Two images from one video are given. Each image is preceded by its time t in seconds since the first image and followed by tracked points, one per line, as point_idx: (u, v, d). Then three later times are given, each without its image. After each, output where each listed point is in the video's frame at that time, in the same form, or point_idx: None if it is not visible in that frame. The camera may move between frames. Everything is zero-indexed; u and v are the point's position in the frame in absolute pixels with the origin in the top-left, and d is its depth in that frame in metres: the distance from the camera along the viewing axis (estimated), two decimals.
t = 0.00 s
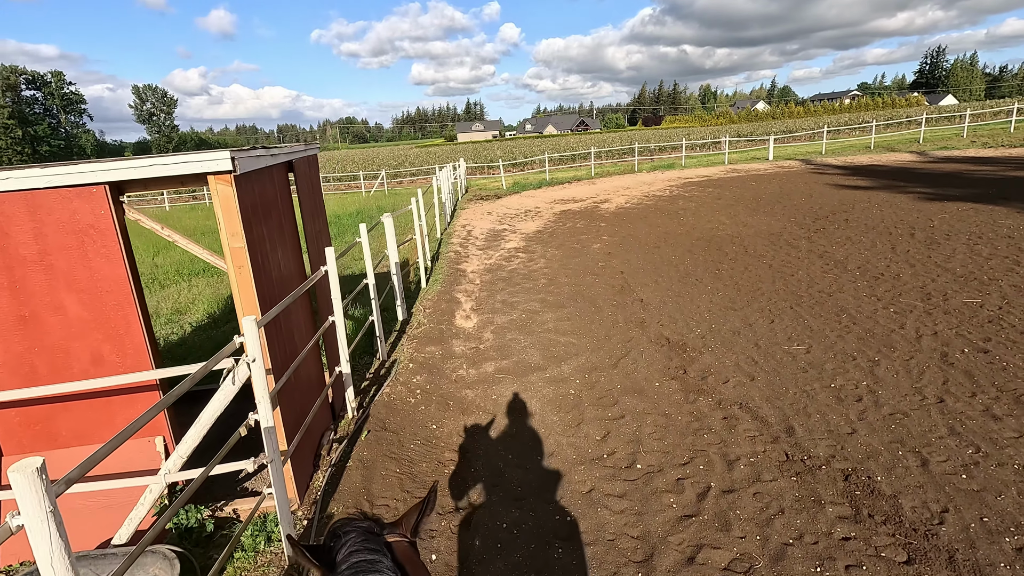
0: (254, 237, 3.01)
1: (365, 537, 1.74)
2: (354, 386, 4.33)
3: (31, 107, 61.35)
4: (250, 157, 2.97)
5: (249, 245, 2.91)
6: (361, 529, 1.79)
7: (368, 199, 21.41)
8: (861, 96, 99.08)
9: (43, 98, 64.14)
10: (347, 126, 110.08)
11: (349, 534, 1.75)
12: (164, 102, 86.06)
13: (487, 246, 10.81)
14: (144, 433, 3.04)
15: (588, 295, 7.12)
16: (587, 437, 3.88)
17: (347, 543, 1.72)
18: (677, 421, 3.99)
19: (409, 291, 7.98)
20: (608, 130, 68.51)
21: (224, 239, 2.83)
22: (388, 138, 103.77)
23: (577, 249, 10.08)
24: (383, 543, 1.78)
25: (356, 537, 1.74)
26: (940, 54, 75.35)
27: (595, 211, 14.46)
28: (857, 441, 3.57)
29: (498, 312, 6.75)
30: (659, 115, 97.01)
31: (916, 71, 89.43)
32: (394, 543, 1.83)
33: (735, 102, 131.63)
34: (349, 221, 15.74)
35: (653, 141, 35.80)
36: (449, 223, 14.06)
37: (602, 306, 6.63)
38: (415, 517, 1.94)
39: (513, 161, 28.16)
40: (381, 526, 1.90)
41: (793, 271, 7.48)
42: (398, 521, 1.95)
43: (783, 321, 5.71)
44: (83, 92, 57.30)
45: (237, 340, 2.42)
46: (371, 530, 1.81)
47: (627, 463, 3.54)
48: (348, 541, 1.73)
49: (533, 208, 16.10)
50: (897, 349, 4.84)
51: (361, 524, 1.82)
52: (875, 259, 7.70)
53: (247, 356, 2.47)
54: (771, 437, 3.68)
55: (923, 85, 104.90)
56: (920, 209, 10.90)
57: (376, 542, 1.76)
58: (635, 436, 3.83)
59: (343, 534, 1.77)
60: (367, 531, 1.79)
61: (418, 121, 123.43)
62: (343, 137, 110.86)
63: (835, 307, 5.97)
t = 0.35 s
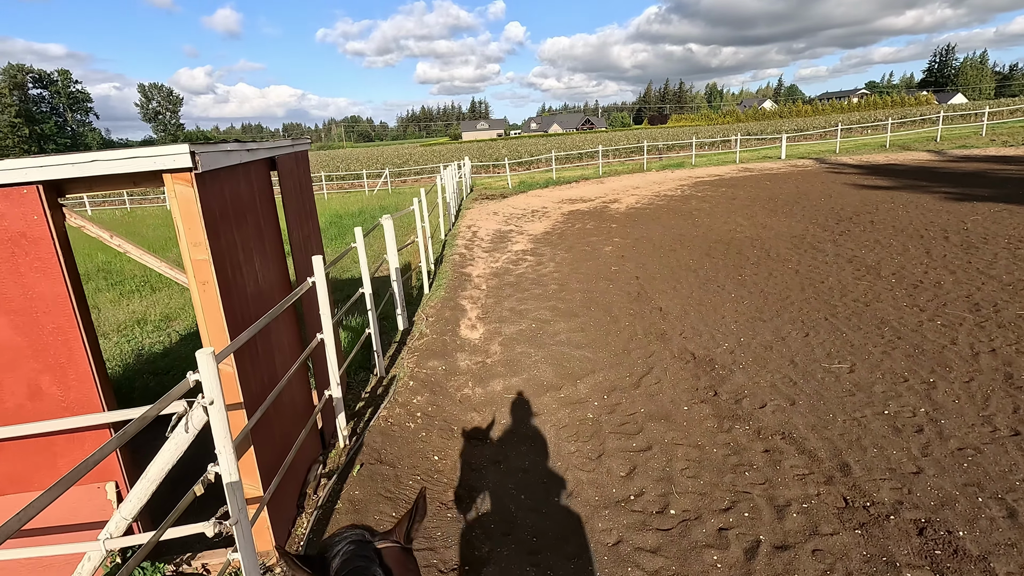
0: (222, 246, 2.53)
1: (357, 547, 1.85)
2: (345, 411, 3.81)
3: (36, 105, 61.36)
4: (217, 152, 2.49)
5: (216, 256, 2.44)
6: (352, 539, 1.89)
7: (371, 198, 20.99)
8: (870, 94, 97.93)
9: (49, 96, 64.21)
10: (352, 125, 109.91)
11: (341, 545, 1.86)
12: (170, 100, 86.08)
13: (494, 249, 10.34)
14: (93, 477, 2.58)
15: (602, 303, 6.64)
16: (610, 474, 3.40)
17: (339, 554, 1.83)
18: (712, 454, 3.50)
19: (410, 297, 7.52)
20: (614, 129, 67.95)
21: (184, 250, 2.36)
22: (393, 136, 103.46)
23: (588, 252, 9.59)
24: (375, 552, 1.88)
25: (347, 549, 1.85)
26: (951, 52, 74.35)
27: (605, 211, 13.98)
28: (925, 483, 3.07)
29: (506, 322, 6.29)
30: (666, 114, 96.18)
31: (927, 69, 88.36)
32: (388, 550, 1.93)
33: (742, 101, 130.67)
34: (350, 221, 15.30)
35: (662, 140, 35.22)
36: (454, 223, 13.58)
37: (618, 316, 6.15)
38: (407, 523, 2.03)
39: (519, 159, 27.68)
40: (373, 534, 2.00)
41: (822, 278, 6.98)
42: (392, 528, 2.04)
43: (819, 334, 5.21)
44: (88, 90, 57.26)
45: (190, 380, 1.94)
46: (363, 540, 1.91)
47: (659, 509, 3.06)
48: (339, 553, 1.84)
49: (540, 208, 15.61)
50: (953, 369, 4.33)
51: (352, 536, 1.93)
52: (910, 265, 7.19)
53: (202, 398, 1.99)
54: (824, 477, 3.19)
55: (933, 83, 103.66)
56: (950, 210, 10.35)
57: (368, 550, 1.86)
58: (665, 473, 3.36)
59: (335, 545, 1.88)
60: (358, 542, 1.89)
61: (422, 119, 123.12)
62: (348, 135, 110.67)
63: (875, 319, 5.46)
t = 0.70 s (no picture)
0: (182, 265, 2.09)
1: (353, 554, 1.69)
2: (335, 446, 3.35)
3: (41, 103, 61.34)
4: (175, 153, 2.06)
5: (172, 279, 2.01)
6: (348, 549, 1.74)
7: (374, 199, 20.58)
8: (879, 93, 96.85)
9: (54, 94, 64.22)
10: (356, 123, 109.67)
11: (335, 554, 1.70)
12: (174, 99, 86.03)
13: (501, 253, 9.88)
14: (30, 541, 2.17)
15: (618, 314, 6.19)
16: (638, 522, 2.96)
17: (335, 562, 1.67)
18: (755, 499, 3.05)
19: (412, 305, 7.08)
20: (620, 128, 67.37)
21: (132, 273, 1.93)
22: (398, 135, 103.22)
23: (599, 256, 9.14)
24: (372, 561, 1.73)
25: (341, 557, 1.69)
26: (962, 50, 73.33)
27: (614, 213, 13.53)
28: (1014, 542, 2.61)
29: (515, 334, 5.85)
30: (672, 113, 95.40)
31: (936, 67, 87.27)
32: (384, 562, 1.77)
33: (748, 99, 129.67)
34: (352, 222, 14.88)
35: (669, 139, 34.67)
36: (458, 225, 13.14)
37: (636, 330, 5.69)
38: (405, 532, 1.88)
39: (524, 159, 27.21)
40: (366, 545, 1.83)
41: (854, 286, 6.51)
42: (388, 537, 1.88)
43: (859, 352, 4.75)
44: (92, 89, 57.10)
45: (122, 446, 1.50)
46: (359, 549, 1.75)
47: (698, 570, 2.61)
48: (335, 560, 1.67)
49: (547, 209, 15.15)
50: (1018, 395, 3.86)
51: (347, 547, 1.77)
52: (947, 273, 6.70)
53: (139, 468, 1.55)
54: (889, 532, 2.73)
55: (943, 82, 102.47)
56: (981, 212, 9.83)
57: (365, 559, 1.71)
58: (702, 522, 2.91)
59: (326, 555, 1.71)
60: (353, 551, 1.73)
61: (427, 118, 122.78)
62: (352, 134, 110.40)
63: (919, 335, 5.00)
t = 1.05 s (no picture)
0: (123, 299, 1.67)
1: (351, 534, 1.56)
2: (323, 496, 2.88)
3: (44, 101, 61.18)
4: (114, 157, 1.64)
5: (106, 319, 1.58)
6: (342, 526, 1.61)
7: (376, 199, 20.16)
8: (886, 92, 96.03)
9: (57, 92, 64.12)
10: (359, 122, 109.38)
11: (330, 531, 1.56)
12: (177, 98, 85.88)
13: (508, 258, 9.45)
14: None
15: (635, 328, 5.74)
16: None
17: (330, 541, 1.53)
18: (815, 564, 2.61)
19: (414, 316, 6.65)
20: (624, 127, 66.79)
21: (52, 314, 1.51)
22: (401, 134, 102.81)
23: (611, 262, 8.70)
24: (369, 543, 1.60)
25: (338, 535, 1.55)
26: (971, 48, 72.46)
27: (624, 215, 13.08)
28: None
29: (525, 350, 5.42)
30: (678, 112, 94.84)
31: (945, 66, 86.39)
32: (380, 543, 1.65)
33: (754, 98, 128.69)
34: (353, 224, 14.46)
35: (677, 138, 34.20)
36: (463, 228, 12.71)
37: (657, 347, 5.24)
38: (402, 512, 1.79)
39: (529, 159, 26.76)
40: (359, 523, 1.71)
41: (889, 298, 6.06)
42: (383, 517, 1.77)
43: (907, 376, 4.30)
44: (96, 88, 56.92)
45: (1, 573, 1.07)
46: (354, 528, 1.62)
47: None
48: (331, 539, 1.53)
49: (554, 211, 14.70)
50: None
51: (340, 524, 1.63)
52: (989, 283, 6.23)
53: None
54: None
55: (951, 81, 101.49)
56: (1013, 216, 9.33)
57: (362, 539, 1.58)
58: None
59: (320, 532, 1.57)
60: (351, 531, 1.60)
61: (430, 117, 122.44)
62: (356, 133, 110.11)
63: (970, 355, 4.54)
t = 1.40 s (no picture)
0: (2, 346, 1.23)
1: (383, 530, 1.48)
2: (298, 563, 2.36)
3: (44, 100, 61.00)
4: None
5: None
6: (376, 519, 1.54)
7: (376, 199, 19.69)
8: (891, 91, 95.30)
9: (58, 91, 64.06)
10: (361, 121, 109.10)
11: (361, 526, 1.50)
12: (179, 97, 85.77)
13: (513, 262, 8.99)
14: None
15: (654, 344, 5.28)
16: None
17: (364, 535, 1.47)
18: None
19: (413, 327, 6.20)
20: (627, 126, 66.34)
21: None
22: (402, 133, 102.54)
23: (621, 267, 8.25)
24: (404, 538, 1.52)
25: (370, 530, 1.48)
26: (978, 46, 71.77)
27: (631, 217, 12.63)
28: None
29: (534, 368, 4.96)
30: (681, 111, 94.26)
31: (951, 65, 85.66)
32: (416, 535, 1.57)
33: (757, 98, 128.11)
34: (351, 225, 14.00)
35: (682, 137, 33.70)
36: (465, 230, 12.25)
37: (678, 366, 4.77)
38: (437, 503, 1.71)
39: (533, 159, 26.29)
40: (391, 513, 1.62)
41: (927, 310, 5.59)
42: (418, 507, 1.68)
43: (965, 403, 3.82)
44: (97, 86, 56.62)
45: None
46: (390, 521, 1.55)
47: None
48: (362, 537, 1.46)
49: (559, 212, 14.23)
50: None
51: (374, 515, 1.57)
52: None
53: None
54: None
55: (956, 80, 100.74)
56: None
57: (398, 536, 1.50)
58: None
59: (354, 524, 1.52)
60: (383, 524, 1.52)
61: (432, 116, 122.14)
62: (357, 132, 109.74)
63: None
